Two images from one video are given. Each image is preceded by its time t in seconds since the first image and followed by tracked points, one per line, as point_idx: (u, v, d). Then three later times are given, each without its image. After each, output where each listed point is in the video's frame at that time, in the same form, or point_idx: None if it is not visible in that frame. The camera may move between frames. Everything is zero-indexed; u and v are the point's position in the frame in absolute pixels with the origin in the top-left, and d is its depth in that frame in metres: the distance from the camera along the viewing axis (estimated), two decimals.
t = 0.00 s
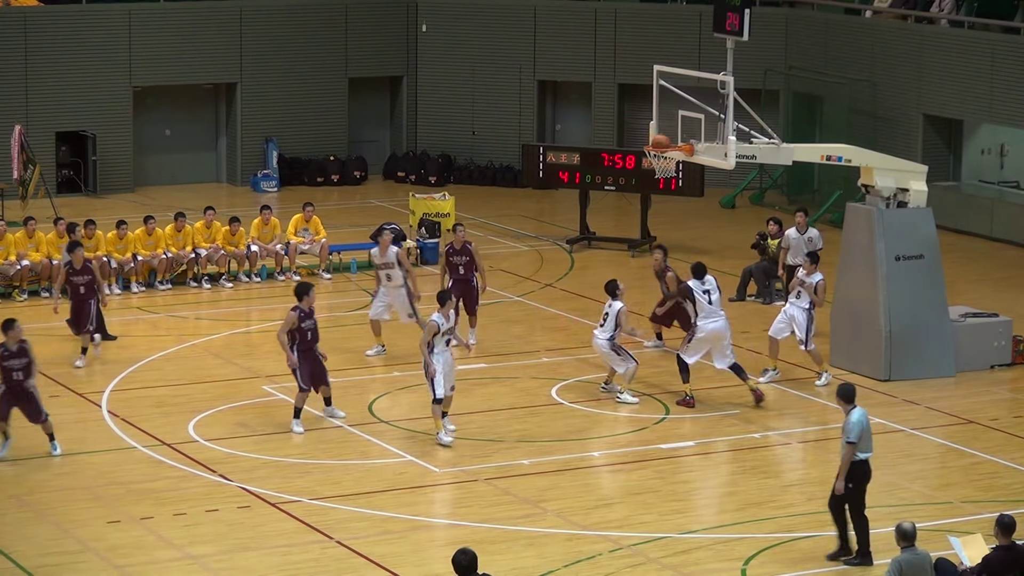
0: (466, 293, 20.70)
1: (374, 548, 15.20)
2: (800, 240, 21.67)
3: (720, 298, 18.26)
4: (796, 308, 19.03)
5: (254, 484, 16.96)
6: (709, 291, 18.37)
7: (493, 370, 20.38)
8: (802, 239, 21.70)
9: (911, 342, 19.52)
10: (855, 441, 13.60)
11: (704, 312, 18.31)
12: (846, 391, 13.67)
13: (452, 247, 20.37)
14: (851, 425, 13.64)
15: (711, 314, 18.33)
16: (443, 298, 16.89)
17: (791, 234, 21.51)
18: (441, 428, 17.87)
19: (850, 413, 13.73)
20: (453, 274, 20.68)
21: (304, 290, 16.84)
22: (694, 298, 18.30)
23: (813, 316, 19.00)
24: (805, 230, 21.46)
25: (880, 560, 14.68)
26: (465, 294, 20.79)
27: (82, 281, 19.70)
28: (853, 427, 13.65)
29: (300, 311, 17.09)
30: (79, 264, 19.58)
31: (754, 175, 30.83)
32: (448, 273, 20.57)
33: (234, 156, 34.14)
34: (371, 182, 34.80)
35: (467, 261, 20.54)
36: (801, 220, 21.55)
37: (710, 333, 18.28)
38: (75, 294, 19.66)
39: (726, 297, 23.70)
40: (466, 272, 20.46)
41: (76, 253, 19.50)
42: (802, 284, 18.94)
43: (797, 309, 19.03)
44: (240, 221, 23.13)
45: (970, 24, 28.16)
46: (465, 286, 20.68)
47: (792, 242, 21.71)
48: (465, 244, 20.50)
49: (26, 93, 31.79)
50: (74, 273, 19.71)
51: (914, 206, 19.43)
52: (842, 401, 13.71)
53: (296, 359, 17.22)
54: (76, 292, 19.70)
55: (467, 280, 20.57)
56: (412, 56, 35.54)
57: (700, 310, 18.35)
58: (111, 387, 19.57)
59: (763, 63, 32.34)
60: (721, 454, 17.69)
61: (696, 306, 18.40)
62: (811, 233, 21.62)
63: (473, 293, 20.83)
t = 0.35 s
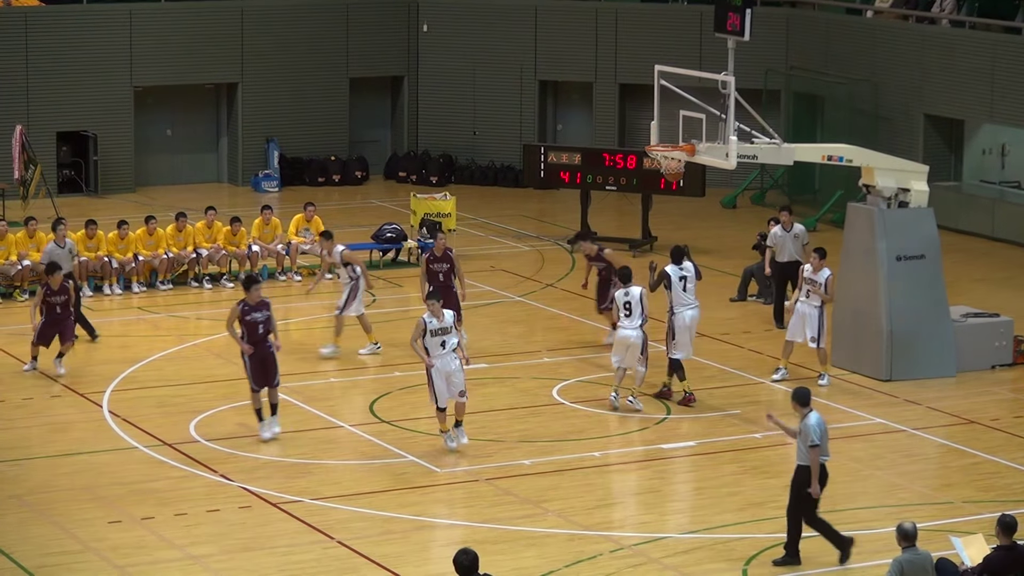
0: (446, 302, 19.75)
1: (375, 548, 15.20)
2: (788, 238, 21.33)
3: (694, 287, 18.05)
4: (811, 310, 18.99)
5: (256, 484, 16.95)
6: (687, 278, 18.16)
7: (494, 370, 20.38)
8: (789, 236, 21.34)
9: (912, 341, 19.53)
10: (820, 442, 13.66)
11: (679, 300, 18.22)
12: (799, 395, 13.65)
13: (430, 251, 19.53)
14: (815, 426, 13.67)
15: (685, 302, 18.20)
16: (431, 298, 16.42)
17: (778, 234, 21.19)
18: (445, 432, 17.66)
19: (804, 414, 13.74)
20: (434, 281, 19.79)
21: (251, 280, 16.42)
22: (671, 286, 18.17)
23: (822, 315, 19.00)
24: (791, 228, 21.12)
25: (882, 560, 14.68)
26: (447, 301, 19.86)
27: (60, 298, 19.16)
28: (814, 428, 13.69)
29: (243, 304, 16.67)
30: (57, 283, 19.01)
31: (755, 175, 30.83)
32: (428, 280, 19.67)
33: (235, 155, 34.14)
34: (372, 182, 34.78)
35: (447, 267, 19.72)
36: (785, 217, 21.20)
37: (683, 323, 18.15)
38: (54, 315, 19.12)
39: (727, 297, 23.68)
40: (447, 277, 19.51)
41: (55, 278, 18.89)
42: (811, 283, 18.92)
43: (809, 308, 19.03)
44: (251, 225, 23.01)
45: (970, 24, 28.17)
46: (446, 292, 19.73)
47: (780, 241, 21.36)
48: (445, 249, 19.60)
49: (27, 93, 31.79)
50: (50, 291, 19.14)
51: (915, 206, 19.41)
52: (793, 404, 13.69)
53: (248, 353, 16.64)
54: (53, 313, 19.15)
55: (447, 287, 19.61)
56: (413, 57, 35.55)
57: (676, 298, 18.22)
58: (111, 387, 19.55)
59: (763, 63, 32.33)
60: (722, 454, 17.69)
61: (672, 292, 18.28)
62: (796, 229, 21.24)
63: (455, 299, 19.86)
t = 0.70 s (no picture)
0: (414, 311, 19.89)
1: (371, 548, 15.19)
2: (771, 233, 21.36)
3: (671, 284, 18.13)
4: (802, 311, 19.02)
5: (251, 484, 16.94)
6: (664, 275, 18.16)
7: (490, 370, 20.36)
8: (773, 231, 21.38)
9: (908, 341, 19.53)
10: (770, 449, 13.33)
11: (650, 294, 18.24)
12: (749, 401, 13.21)
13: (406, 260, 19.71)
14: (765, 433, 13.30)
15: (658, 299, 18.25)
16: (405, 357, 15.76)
17: (763, 230, 21.23)
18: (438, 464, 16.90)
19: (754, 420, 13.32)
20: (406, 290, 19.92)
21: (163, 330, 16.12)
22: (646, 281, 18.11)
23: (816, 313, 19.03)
24: (776, 224, 21.16)
25: (879, 559, 14.69)
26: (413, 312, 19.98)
27: (71, 303, 18.77)
28: (764, 434, 13.32)
29: (158, 346, 16.46)
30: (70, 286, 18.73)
31: (751, 175, 30.83)
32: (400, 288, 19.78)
33: (231, 155, 34.13)
34: (369, 182, 34.75)
35: (422, 276, 19.85)
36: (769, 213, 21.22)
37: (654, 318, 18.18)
38: (65, 321, 18.73)
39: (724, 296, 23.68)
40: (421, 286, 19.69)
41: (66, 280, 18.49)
42: (801, 281, 18.97)
43: (802, 309, 19.05)
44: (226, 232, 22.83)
45: (966, 24, 28.16)
46: (416, 302, 19.91)
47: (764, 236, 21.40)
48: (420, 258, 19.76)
49: (23, 93, 31.76)
50: (60, 294, 18.77)
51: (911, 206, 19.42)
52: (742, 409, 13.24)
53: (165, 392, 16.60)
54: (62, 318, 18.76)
55: (419, 296, 19.80)
56: (409, 58, 35.55)
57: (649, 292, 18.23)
58: (107, 387, 19.55)
59: (758, 63, 32.34)
60: (719, 453, 17.69)
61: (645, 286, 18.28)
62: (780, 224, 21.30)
63: (422, 310, 20.03)
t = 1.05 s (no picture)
0: (396, 313, 19.77)
1: (372, 548, 15.19)
2: (756, 229, 22.15)
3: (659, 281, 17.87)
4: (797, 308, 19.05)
5: (252, 485, 16.94)
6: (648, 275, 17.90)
7: (491, 370, 20.37)
8: (758, 227, 22.17)
9: (910, 341, 19.53)
10: (720, 448, 13.21)
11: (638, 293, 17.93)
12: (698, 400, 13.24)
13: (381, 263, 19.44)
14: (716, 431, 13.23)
15: (646, 297, 17.95)
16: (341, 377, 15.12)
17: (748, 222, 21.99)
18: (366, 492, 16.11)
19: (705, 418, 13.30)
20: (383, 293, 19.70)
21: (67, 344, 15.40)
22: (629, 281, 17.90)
23: (810, 308, 19.05)
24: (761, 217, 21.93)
25: (881, 560, 14.69)
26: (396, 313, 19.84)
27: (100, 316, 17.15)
28: (714, 433, 13.23)
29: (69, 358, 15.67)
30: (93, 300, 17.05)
31: (751, 176, 30.83)
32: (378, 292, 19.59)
33: (232, 155, 34.12)
34: (369, 182, 34.75)
35: (398, 279, 19.64)
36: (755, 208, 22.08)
37: (645, 318, 17.91)
38: (95, 335, 17.04)
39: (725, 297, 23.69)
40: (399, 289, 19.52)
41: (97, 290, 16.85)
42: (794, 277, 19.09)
43: (797, 305, 19.07)
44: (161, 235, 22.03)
45: (967, 24, 28.17)
46: (396, 303, 19.76)
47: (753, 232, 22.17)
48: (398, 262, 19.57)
49: (23, 94, 31.73)
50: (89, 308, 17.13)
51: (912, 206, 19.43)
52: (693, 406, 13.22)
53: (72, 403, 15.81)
54: (91, 333, 17.09)
55: (398, 299, 19.62)
56: (409, 58, 35.56)
57: (637, 292, 17.90)
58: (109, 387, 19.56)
59: (757, 64, 32.33)
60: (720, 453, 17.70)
61: (630, 285, 17.94)
62: (766, 220, 22.09)
63: (405, 310, 19.87)
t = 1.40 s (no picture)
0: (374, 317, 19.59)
1: (378, 547, 15.21)
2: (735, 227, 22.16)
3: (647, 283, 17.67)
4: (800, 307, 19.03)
5: (258, 483, 16.96)
6: (636, 277, 17.72)
7: (496, 369, 20.36)
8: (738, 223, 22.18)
9: (916, 341, 19.53)
10: (669, 455, 12.92)
11: (628, 294, 17.78)
12: (648, 406, 12.88)
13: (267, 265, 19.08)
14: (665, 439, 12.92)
15: (635, 299, 17.79)
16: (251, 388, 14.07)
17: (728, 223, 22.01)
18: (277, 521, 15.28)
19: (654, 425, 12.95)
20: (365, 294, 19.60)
21: None
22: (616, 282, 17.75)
23: (814, 308, 19.04)
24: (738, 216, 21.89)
25: (887, 559, 14.70)
26: (373, 317, 19.67)
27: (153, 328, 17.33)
28: (664, 440, 12.92)
29: None
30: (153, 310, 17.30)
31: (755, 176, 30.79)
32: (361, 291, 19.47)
33: (238, 153, 34.15)
34: (376, 181, 34.75)
35: (382, 281, 19.55)
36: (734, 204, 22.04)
37: (636, 320, 17.80)
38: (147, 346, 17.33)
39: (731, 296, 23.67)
40: (382, 291, 19.43)
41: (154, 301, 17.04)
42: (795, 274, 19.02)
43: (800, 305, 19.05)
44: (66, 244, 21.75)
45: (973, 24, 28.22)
46: (375, 307, 19.61)
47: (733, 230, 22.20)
48: (384, 263, 19.46)
49: (30, 92, 31.80)
50: (144, 319, 17.25)
51: (918, 205, 19.40)
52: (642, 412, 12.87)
53: None
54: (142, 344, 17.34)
55: (379, 301, 19.51)
56: (415, 58, 35.56)
57: (625, 295, 17.76)
58: (114, 385, 19.52)
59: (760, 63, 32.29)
60: (725, 452, 17.71)
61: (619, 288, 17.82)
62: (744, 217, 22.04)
63: (381, 317, 19.69)
